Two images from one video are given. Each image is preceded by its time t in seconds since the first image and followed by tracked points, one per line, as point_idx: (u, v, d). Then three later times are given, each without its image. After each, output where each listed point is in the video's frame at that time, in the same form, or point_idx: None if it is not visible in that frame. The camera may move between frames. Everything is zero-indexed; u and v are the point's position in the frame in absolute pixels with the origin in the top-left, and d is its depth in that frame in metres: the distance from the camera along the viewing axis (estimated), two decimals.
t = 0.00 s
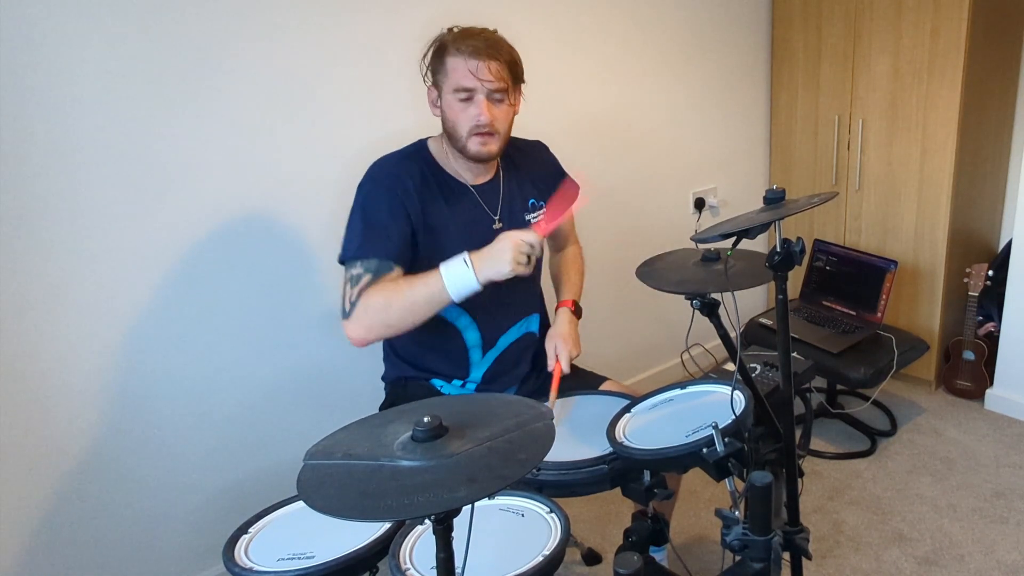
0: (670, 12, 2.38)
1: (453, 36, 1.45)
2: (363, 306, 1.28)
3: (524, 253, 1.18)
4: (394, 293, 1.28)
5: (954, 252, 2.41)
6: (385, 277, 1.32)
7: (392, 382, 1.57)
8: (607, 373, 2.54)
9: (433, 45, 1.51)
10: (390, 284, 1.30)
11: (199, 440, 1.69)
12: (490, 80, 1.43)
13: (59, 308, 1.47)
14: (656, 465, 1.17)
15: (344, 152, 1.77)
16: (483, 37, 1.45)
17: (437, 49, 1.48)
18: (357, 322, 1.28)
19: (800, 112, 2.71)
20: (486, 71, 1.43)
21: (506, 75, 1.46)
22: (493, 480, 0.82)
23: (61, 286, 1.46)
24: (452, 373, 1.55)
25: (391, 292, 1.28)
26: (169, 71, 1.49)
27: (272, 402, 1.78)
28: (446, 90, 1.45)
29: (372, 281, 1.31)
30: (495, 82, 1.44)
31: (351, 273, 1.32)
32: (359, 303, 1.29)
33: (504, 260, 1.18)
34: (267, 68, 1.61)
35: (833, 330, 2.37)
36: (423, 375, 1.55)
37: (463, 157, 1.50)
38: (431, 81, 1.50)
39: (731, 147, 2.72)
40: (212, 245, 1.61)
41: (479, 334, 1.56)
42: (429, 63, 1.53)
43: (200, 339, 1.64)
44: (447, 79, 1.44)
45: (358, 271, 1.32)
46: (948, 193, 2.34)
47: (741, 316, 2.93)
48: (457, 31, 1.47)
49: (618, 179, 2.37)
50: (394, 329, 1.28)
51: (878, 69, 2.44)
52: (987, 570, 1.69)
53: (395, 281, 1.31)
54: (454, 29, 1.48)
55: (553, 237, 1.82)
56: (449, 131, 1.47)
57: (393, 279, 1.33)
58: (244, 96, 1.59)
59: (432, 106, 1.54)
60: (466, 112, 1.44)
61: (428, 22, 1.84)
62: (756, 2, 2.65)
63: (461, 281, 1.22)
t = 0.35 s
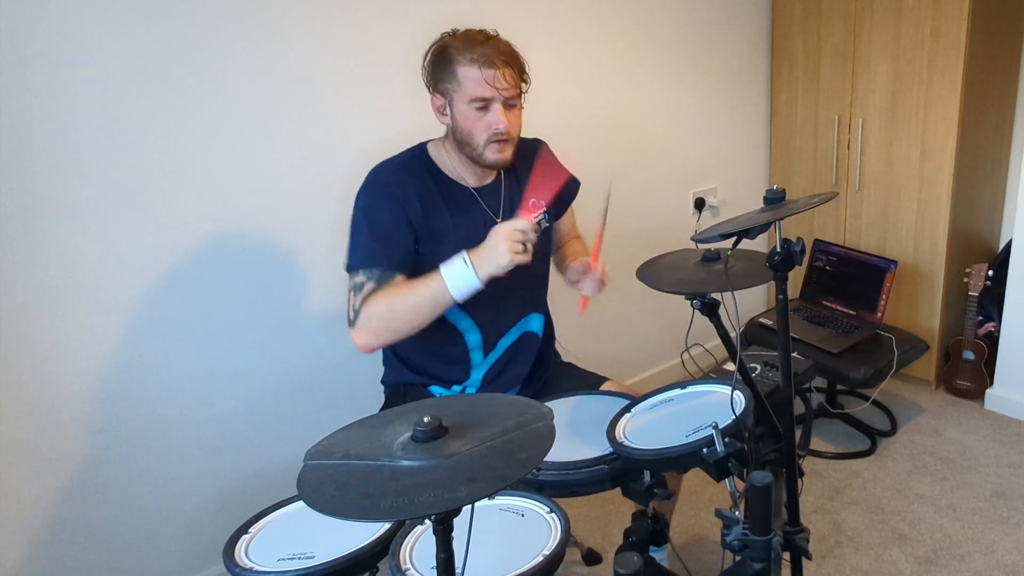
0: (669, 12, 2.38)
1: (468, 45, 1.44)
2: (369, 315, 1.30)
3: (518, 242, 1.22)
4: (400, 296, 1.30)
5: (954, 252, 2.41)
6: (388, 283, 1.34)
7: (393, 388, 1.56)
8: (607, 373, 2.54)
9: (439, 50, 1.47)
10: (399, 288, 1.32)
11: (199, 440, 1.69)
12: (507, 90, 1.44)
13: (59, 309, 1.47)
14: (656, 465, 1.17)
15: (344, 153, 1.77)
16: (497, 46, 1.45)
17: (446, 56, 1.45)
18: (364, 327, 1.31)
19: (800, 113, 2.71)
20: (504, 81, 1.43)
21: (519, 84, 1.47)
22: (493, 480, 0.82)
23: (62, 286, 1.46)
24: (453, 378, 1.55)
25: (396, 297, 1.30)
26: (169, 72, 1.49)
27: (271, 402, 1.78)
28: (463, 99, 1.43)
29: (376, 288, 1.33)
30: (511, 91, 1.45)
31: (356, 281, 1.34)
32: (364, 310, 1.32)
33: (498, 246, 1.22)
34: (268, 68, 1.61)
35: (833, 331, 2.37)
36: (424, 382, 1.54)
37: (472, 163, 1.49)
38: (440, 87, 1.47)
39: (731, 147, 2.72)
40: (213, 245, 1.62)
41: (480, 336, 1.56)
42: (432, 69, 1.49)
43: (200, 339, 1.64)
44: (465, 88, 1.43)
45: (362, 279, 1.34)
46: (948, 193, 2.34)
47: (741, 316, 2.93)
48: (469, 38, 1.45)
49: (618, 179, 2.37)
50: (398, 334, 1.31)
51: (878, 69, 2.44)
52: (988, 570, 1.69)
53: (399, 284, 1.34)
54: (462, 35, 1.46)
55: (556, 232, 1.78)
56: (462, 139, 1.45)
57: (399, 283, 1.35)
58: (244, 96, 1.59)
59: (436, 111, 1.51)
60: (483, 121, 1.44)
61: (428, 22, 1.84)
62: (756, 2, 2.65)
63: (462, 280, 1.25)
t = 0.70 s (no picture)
0: (669, 12, 2.38)
1: (470, 50, 1.40)
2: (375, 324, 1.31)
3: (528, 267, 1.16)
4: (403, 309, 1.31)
5: (954, 252, 2.41)
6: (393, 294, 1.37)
7: (391, 388, 1.57)
8: (607, 373, 2.54)
9: (441, 52, 1.44)
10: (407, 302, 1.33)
11: (199, 440, 1.69)
12: (508, 97, 1.41)
13: (59, 309, 1.47)
14: (656, 465, 1.17)
15: (345, 153, 1.77)
16: (501, 51, 1.41)
17: (446, 60, 1.42)
18: (366, 335, 1.31)
19: (800, 113, 2.71)
20: (505, 88, 1.40)
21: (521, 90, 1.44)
22: (493, 479, 0.82)
23: (62, 286, 1.46)
24: (451, 378, 1.56)
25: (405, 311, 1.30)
26: (168, 71, 1.49)
27: (272, 402, 1.78)
28: (462, 105, 1.41)
29: (383, 297, 1.35)
30: (513, 98, 1.41)
31: (360, 288, 1.35)
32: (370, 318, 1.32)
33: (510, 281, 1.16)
34: (267, 68, 1.61)
35: (833, 330, 2.37)
36: (422, 382, 1.55)
37: (472, 167, 1.48)
38: (440, 91, 1.44)
39: (731, 147, 2.72)
40: (213, 245, 1.62)
41: (479, 343, 1.56)
42: (433, 70, 1.46)
43: (200, 339, 1.64)
44: (465, 94, 1.40)
45: (366, 286, 1.35)
46: (948, 194, 2.34)
47: (741, 316, 2.93)
48: (472, 42, 1.41)
49: (618, 179, 2.37)
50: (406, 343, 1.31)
51: (878, 69, 2.44)
52: (988, 570, 1.69)
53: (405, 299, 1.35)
54: (462, 38, 1.43)
55: (555, 233, 1.82)
56: (461, 145, 1.44)
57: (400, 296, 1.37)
58: (244, 96, 1.59)
59: (436, 114, 1.49)
60: (483, 127, 1.41)
61: (428, 22, 1.84)
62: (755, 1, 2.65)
63: (474, 303, 1.21)
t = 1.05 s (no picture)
0: (669, 11, 2.38)
1: (535, 65, 1.41)
2: (376, 325, 1.36)
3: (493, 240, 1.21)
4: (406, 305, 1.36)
5: (954, 252, 2.41)
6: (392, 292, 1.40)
7: (391, 390, 1.56)
8: (607, 373, 2.54)
9: (503, 60, 1.40)
10: (403, 297, 1.39)
11: (199, 441, 1.69)
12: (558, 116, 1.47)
13: (58, 310, 1.47)
14: (656, 465, 1.17)
15: (345, 153, 1.76)
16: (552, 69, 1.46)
17: (511, 69, 1.39)
18: (375, 337, 1.37)
19: (800, 113, 2.71)
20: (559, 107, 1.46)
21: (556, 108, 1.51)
22: (493, 479, 0.82)
23: (62, 287, 1.46)
24: (451, 380, 1.56)
25: (403, 309, 1.36)
26: (167, 70, 1.49)
27: (272, 402, 1.78)
28: (529, 120, 1.41)
29: (381, 299, 1.38)
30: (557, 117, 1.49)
31: (359, 292, 1.38)
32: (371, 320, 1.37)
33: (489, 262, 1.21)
34: (267, 68, 1.61)
35: (833, 330, 2.37)
36: (422, 383, 1.54)
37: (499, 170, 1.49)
38: (502, 100, 1.40)
39: (731, 146, 2.72)
40: (213, 245, 1.62)
41: (478, 340, 1.55)
42: (490, 75, 1.40)
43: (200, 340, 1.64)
44: (535, 109, 1.40)
45: (366, 290, 1.38)
46: (948, 194, 2.34)
47: (742, 315, 2.93)
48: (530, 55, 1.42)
49: (618, 179, 2.37)
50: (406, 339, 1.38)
51: (878, 69, 2.44)
52: (988, 570, 1.69)
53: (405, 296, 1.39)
54: (518, 53, 1.41)
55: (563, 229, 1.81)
56: (513, 154, 1.44)
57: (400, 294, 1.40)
58: (245, 96, 1.59)
59: (479, 123, 1.42)
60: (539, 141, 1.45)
61: (428, 21, 1.84)
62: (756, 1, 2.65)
63: (467, 294, 1.28)
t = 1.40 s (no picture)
0: (669, 11, 2.38)
1: (475, 69, 1.35)
2: (374, 324, 1.33)
3: (532, 307, 1.23)
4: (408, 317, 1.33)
5: (954, 252, 2.41)
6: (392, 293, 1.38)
7: (391, 389, 1.56)
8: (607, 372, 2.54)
9: (449, 61, 1.39)
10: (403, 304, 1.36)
11: (198, 440, 1.69)
12: (506, 124, 1.38)
13: (58, 309, 1.47)
14: (656, 465, 1.17)
15: (345, 152, 1.77)
16: (506, 73, 1.36)
17: (450, 71, 1.37)
18: (364, 334, 1.33)
19: (800, 112, 2.71)
20: (501, 116, 1.37)
21: (522, 115, 1.40)
22: (493, 479, 0.82)
23: (61, 287, 1.46)
24: (451, 381, 1.55)
25: (405, 317, 1.33)
26: (166, 70, 1.49)
27: (271, 401, 1.78)
28: (461, 125, 1.38)
29: (383, 297, 1.36)
30: (510, 125, 1.39)
31: (361, 283, 1.35)
32: (371, 316, 1.34)
33: (516, 314, 1.22)
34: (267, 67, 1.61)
35: (833, 330, 2.37)
36: (422, 383, 1.54)
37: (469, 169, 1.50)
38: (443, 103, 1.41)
39: (731, 146, 2.72)
40: (213, 244, 1.62)
41: (483, 343, 1.55)
42: (440, 76, 1.41)
43: (200, 339, 1.64)
44: (463, 116, 1.37)
45: (368, 282, 1.35)
46: (948, 194, 2.34)
47: (742, 315, 2.93)
48: (478, 57, 1.36)
49: (619, 179, 2.37)
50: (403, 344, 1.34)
51: (878, 69, 2.44)
52: (988, 570, 1.69)
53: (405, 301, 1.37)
54: (465, 54, 1.37)
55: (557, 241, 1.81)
56: (459, 156, 1.44)
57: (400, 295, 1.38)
58: (244, 96, 1.59)
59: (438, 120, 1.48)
60: (478, 148, 1.40)
61: (428, 21, 1.84)
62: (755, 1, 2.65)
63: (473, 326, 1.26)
